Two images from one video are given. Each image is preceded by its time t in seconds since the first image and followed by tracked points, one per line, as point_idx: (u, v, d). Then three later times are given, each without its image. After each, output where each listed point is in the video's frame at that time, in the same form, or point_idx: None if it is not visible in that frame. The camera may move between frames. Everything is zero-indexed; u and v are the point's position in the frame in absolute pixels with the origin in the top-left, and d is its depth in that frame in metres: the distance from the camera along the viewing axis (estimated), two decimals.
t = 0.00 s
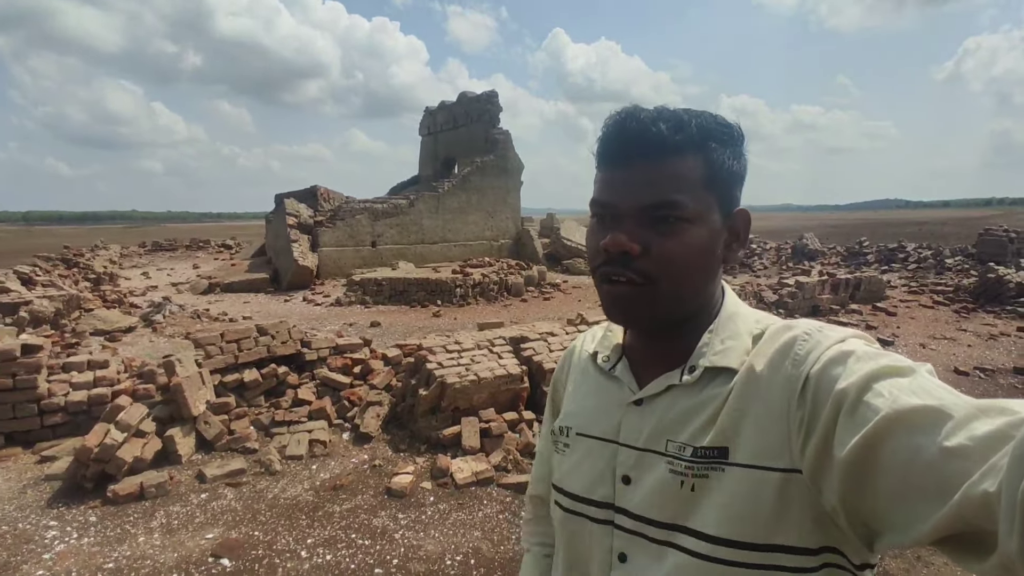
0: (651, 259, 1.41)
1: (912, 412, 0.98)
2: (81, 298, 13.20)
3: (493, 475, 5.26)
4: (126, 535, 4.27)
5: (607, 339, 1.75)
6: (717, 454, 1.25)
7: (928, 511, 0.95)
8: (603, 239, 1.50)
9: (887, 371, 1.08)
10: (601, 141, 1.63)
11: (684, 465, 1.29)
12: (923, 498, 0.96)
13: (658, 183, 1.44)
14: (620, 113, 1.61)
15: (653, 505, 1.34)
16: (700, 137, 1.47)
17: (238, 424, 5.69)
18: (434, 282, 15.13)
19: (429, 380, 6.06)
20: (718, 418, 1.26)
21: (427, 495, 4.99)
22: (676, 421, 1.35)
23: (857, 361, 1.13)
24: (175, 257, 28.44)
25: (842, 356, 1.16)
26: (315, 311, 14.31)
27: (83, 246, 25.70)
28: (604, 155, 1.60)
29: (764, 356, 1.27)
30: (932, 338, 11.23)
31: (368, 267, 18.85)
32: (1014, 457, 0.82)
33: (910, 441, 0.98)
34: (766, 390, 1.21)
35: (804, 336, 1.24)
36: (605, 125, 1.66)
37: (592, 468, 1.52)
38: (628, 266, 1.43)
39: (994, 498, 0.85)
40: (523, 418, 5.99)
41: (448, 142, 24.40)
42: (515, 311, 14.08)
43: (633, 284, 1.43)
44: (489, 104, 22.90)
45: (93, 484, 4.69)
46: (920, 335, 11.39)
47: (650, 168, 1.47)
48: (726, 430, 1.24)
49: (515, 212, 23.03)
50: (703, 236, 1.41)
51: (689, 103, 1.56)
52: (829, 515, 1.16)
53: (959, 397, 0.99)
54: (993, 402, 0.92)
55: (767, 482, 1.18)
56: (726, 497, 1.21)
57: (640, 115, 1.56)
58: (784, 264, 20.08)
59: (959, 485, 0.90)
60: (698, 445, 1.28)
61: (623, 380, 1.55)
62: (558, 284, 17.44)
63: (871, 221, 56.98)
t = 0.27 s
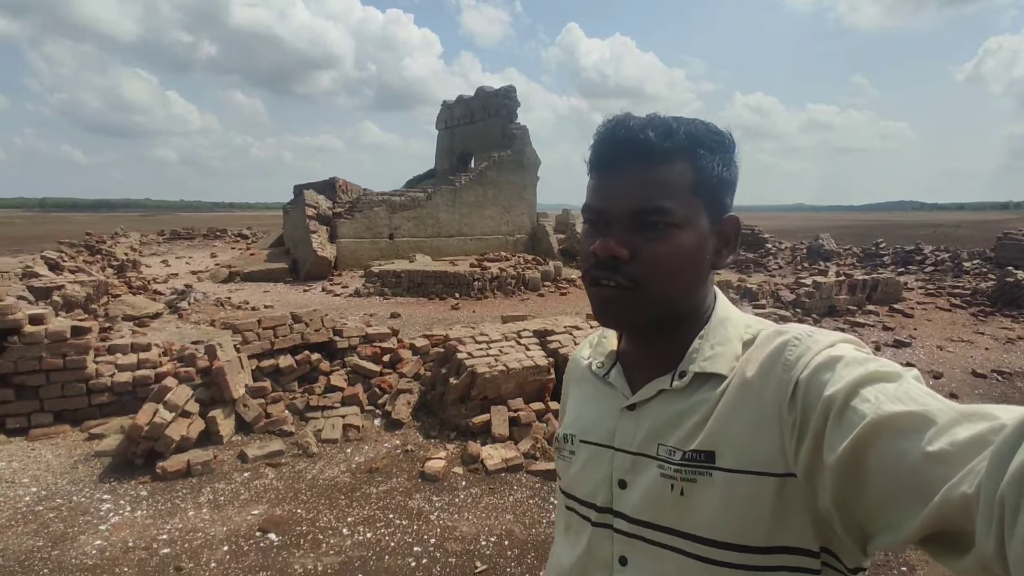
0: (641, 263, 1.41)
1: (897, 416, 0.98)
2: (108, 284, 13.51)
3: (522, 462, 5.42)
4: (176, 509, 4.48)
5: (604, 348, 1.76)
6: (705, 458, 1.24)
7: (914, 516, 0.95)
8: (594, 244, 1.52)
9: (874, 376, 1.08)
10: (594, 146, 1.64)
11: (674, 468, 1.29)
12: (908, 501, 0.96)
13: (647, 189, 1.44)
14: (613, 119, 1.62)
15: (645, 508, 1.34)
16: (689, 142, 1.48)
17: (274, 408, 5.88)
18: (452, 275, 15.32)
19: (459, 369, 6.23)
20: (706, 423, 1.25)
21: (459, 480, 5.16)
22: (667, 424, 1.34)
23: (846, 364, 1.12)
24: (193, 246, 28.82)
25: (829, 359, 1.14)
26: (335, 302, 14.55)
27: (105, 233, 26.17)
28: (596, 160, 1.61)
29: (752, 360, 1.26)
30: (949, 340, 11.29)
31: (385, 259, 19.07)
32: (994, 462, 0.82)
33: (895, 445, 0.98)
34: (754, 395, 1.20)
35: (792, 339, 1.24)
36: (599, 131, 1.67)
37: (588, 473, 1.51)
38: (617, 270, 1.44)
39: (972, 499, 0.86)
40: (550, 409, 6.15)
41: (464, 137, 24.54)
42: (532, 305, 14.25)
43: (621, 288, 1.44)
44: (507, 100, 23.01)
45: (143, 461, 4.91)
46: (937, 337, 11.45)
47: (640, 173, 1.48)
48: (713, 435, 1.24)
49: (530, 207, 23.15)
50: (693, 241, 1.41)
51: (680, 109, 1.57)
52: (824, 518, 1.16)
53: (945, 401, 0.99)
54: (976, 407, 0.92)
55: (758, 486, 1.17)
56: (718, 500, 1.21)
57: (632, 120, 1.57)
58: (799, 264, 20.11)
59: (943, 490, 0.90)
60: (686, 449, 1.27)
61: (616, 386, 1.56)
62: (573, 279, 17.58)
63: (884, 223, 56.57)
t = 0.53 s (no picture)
0: (609, 263, 1.44)
1: (870, 410, 0.98)
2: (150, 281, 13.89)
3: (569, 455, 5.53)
4: (242, 494, 4.69)
5: (576, 350, 1.76)
6: (685, 457, 1.24)
7: (885, 510, 0.95)
8: (563, 245, 1.54)
9: (844, 371, 1.08)
10: (562, 152, 1.69)
11: (652, 467, 1.29)
12: (881, 499, 0.96)
13: (614, 190, 1.48)
14: (580, 125, 1.68)
15: (626, 508, 1.34)
16: (653, 145, 1.53)
17: (325, 400, 6.06)
18: (481, 273, 15.47)
19: (504, 363, 6.36)
20: (686, 421, 1.27)
21: (509, 471, 5.29)
22: (645, 422, 1.35)
23: (817, 360, 1.13)
24: (223, 244, 29.37)
25: (802, 355, 1.16)
26: (366, 298, 14.77)
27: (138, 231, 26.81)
28: (564, 164, 1.66)
29: (728, 358, 1.28)
30: (988, 338, 11.14)
31: (413, 257, 19.29)
32: (964, 455, 0.81)
33: (868, 440, 0.98)
34: (729, 392, 1.22)
35: (765, 336, 1.25)
36: (567, 137, 1.72)
37: (564, 473, 1.51)
38: (585, 270, 1.46)
39: (943, 493, 0.85)
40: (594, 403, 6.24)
41: (490, 135, 24.67)
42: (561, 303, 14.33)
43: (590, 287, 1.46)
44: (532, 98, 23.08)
45: (207, 449, 5.14)
46: (975, 335, 11.30)
47: (605, 175, 1.52)
48: (692, 432, 1.25)
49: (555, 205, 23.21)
50: (658, 240, 1.45)
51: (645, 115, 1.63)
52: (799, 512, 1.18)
53: (918, 396, 0.98)
54: (946, 401, 0.92)
55: (734, 484, 1.18)
56: (695, 500, 1.21)
57: (598, 125, 1.63)
58: (828, 262, 19.91)
59: (912, 483, 0.90)
60: (665, 447, 1.28)
61: (591, 388, 1.57)
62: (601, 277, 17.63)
63: (912, 221, 55.51)
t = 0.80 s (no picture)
0: (614, 262, 1.45)
1: (877, 412, 1.02)
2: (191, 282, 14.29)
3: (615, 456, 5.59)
4: (303, 491, 4.87)
5: (572, 344, 1.72)
6: (690, 455, 1.27)
7: (890, 509, 0.99)
8: (568, 244, 1.55)
9: (851, 373, 1.12)
10: (568, 148, 1.69)
11: (657, 466, 1.31)
12: (886, 498, 1.00)
13: (620, 188, 1.49)
14: (586, 122, 1.68)
15: (625, 507, 1.35)
16: (661, 142, 1.54)
17: (374, 399, 6.22)
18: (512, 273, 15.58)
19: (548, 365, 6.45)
20: (693, 419, 1.30)
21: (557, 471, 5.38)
22: (649, 420, 1.36)
23: (823, 360, 1.17)
24: (255, 244, 29.96)
25: (809, 356, 1.19)
26: (399, 298, 14.98)
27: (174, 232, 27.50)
28: (570, 161, 1.66)
29: (735, 358, 1.32)
30: None
31: (442, 256, 19.47)
32: (973, 456, 0.84)
33: (874, 440, 1.02)
34: (737, 391, 1.26)
35: (770, 338, 1.29)
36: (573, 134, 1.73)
37: (557, 471, 1.49)
38: (591, 269, 1.48)
39: (951, 495, 0.89)
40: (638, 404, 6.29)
41: (516, 134, 24.73)
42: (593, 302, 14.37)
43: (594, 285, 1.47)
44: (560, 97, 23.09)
45: (266, 446, 5.33)
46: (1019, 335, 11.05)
47: (612, 173, 1.53)
48: (698, 431, 1.28)
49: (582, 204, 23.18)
50: (665, 240, 1.46)
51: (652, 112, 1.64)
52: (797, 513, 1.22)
53: (924, 397, 1.02)
54: (953, 402, 0.96)
55: (738, 481, 1.22)
56: (700, 497, 1.24)
57: (604, 122, 1.63)
58: (862, 260, 19.58)
59: (920, 484, 0.94)
60: (670, 446, 1.31)
61: (592, 383, 1.54)
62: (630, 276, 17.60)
63: (946, 217, 54.04)
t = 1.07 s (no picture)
0: (613, 272, 1.55)
1: (880, 420, 1.11)
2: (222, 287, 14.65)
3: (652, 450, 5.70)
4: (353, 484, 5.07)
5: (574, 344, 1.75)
6: (693, 464, 1.38)
7: (897, 513, 1.07)
8: (568, 253, 1.65)
9: (853, 381, 1.21)
10: (566, 156, 1.77)
11: (661, 475, 1.41)
12: (893, 503, 1.08)
13: (617, 199, 1.59)
14: (583, 129, 1.76)
15: (627, 515, 1.44)
16: (657, 151, 1.63)
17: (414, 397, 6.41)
18: (535, 273, 15.72)
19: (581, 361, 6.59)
20: (695, 430, 1.39)
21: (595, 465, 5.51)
22: (652, 430, 1.45)
23: (825, 369, 1.27)
24: (277, 249, 30.44)
25: (810, 365, 1.29)
26: (423, 300, 15.19)
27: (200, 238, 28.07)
28: (567, 169, 1.74)
29: (734, 369, 1.42)
30: None
31: (464, 258, 19.66)
32: (982, 464, 0.92)
33: (878, 448, 1.10)
34: (736, 401, 1.37)
35: (769, 349, 1.39)
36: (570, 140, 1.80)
37: (559, 474, 1.57)
38: (591, 278, 1.57)
39: (956, 501, 0.96)
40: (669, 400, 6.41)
41: (535, 136, 24.89)
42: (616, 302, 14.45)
43: (595, 295, 1.57)
44: (577, 98, 23.23)
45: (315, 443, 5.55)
46: None
47: (610, 183, 1.62)
48: (701, 441, 1.38)
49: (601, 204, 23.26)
50: (661, 249, 1.57)
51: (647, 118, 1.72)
52: (795, 520, 1.32)
53: (925, 405, 1.10)
54: (958, 411, 1.04)
55: (740, 489, 1.32)
56: (705, 504, 1.34)
57: (599, 129, 1.71)
58: (886, 256, 19.42)
59: (926, 491, 1.02)
60: (672, 456, 1.40)
61: (596, 387, 1.61)
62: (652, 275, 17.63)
63: (970, 211, 52.96)
